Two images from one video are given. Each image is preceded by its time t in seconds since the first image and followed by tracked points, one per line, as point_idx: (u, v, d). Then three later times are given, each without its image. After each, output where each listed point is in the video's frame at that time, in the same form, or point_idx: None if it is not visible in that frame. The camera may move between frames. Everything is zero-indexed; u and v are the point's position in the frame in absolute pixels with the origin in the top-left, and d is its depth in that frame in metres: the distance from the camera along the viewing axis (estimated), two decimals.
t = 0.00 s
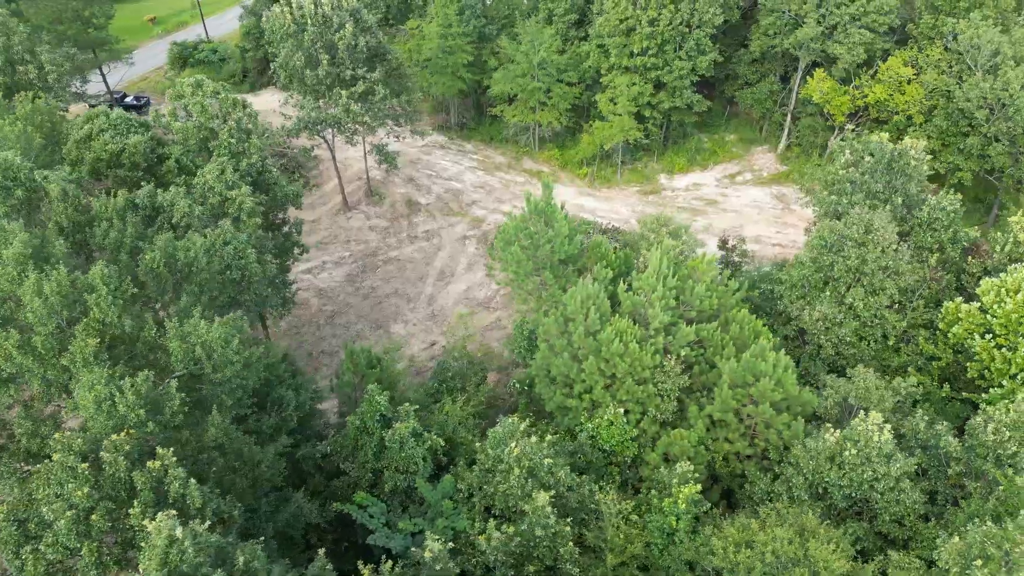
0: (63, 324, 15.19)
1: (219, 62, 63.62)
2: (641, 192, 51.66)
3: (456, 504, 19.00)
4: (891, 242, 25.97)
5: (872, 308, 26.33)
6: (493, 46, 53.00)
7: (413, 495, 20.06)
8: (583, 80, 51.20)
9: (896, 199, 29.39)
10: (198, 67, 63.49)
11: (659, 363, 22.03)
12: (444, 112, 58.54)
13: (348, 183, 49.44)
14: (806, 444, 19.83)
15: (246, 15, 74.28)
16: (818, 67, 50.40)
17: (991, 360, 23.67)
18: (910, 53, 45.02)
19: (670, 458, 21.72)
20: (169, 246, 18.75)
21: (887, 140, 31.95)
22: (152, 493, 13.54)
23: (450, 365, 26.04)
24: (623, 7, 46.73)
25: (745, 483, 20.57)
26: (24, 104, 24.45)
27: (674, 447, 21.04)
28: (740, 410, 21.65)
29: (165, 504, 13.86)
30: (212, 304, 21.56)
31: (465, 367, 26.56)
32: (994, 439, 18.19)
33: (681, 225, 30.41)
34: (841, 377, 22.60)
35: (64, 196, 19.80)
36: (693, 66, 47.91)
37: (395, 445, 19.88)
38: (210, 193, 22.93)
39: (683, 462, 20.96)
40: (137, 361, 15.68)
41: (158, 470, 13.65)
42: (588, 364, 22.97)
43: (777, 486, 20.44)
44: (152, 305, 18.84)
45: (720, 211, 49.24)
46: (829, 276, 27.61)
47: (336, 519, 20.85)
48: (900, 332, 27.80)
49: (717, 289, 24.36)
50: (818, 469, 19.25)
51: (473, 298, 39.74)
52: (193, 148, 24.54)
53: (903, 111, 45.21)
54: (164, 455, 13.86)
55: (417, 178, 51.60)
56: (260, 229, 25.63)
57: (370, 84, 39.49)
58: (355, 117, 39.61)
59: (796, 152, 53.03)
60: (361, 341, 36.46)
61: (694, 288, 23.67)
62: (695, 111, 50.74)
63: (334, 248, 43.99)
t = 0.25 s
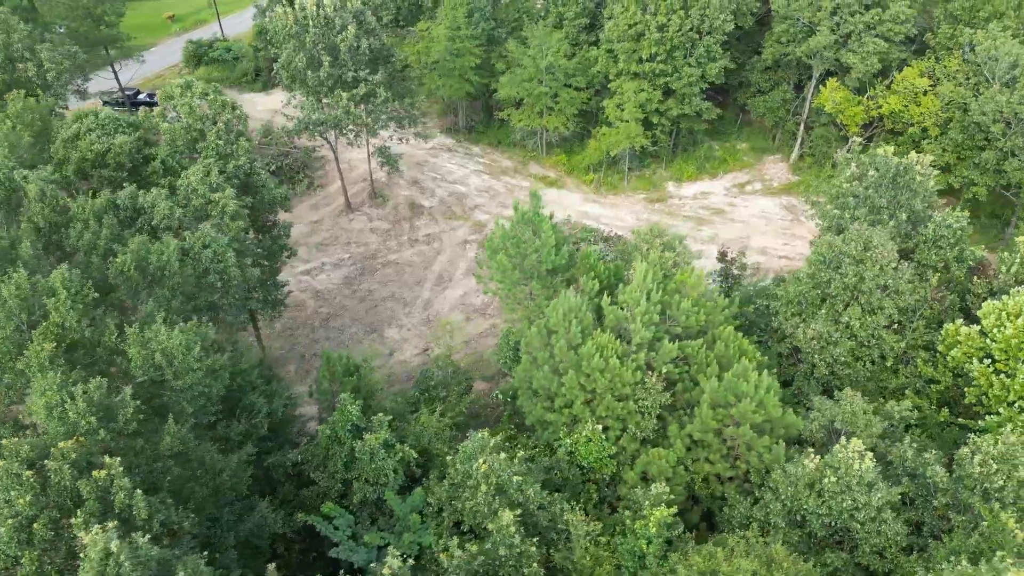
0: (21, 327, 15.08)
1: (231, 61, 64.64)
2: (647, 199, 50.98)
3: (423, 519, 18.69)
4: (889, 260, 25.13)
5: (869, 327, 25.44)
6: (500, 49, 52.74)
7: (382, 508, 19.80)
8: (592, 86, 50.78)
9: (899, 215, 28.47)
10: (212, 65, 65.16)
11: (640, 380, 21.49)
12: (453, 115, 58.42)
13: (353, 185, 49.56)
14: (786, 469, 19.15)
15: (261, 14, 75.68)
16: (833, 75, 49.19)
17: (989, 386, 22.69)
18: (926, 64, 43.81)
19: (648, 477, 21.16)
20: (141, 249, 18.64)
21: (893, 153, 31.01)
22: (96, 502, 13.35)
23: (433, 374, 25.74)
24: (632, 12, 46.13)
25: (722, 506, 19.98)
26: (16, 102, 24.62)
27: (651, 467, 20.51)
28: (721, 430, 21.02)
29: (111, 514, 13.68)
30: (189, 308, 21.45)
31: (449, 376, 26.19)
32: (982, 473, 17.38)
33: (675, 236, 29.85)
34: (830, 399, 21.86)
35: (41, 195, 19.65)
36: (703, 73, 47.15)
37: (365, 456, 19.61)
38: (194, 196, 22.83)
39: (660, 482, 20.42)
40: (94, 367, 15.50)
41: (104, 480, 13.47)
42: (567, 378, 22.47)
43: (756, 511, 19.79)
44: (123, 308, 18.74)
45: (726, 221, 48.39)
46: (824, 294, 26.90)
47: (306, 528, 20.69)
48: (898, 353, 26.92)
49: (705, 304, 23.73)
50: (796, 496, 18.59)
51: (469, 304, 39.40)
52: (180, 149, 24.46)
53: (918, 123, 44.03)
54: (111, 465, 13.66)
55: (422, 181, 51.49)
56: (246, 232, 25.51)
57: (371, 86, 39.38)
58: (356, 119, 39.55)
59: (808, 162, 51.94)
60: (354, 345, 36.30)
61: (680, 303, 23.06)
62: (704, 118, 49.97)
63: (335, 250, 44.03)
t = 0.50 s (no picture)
0: None
1: (244, 59, 65.30)
2: (653, 206, 50.36)
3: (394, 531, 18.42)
4: (887, 277, 24.37)
5: (866, 346, 24.68)
6: (508, 52, 52.47)
7: (355, 517, 19.56)
8: (599, 91, 50.37)
9: (902, 230, 27.69)
10: (225, 64, 65.89)
11: (623, 395, 21.01)
12: (461, 118, 58.23)
13: (357, 186, 49.60)
14: (766, 492, 18.58)
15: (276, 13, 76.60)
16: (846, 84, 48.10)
17: (987, 411, 21.84)
18: (942, 74, 42.71)
19: (627, 495, 20.69)
20: (118, 251, 18.57)
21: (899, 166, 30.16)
22: (49, 508, 13.24)
23: (418, 381, 25.46)
24: (641, 17, 45.58)
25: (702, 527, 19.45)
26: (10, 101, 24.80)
27: (630, 485, 20.03)
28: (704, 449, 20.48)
29: (66, 522, 13.56)
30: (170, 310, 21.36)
31: (435, 384, 25.88)
32: (968, 505, 16.70)
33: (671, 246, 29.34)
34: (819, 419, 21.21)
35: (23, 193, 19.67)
36: (712, 79, 46.46)
37: (338, 465, 19.38)
38: (180, 196, 22.82)
39: (639, 501, 19.94)
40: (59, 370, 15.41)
41: (57, 486, 13.35)
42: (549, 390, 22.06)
43: (736, 534, 19.23)
44: (100, 310, 18.66)
45: (733, 230, 47.64)
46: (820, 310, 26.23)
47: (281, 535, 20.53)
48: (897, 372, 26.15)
49: (694, 318, 23.19)
50: (776, 520, 18.02)
51: (467, 309, 39.11)
52: (170, 149, 24.45)
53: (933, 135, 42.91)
54: (65, 471, 13.53)
55: (427, 183, 51.36)
56: (235, 234, 25.42)
57: (374, 88, 39.30)
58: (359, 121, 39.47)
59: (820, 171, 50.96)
60: (348, 348, 36.15)
61: (668, 316, 22.55)
62: (713, 125, 49.26)
63: (336, 251, 44.02)
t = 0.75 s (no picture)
0: None
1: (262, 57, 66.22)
2: (663, 214, 49.63)
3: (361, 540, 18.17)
4: (888, 297, 23.50)
5: (864, 368, 23.82)
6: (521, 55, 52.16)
7: (325, 527, 19.33)
8: (610, 97, 49.88)
9: (908, 249, 26.76)
10: (244, 61, 66.88)
11: (603, 411, 20.49)
12: (473, 120, 58.06)
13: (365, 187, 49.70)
14: (744, 520, 17.94)
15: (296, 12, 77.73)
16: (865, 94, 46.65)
17: (985, 441, 20.91)
18: (964, 87, 41.16)
19: (604, 514, 20.19)
20: (96, 251, 18.58)
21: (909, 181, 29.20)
22: None
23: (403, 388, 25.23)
24: (654, 22, 44.95)
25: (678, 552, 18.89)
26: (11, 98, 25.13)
27: (606, 505, 19.54)
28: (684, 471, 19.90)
29: (17, 525, 13.51)
30: (152, 310, 21.38)
31: (420, 392, 25.57)
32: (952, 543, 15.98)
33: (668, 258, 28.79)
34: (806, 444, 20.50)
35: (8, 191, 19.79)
36: (725, 87, 45.63)
37: (310, 474, 19.23)
38: (169, 196, 22.86)
39: (615, 522, 19.40)
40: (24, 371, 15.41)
41: (8, 489, 13.30)
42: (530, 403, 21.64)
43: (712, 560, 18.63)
44: (77, 309, 18.70)
45: (743, 240, 46.73)
46: (818, 328, 25.49)
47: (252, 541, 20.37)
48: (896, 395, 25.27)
49: (683, 335, 22.61)
50: (752, 549, 17.40)
51: (466, 314, 38.79)
52: (163, 149, 24.53)
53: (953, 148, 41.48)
54: (18, 474, 13.48)
55: (435, 186, 51.20)
56: (225, 234, 25.43)
57: (380, 89, 39.27)
58: (364, 122, 39.49)
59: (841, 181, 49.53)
60: (344, 351, 36.03)
61: (655, 332, 22.01)
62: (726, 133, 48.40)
63: (340, 252, 44.07)
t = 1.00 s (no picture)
0: None
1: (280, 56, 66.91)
2: (673, 222, 48.94)
3: (333, 549, 17.96)
4: (889, 316, 22.75)
5: (862, 389, 23.08)
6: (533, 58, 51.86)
7: (300, 533, 19.17)
8: (623, 102, 49.34)
9: (914, 266, 25.93)
10: (262, 59, 67.64)
11: (586, 425, 20.07)
12: (485, 123, 57.89)
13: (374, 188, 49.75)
14: (722, 543, 17.41)
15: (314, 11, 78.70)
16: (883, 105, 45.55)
17: (983, 470, 20.11)
18: (985, 99, 39.81)
19: (584, 531, 19.76)
20: (80, 250, 18.66)
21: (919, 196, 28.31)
22: None
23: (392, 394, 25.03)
24: (667, 27, 44.31)
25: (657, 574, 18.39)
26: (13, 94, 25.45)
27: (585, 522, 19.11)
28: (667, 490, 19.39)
29: None
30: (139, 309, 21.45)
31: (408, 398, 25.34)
32: None
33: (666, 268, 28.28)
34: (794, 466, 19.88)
35: None
36: (739, 94, 44.85)
37: (286, 479, 19.10)
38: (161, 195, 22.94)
39: (594, 539, 18.97)
40: None
41: None
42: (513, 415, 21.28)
43: None
44: (60, 307, 18.79)
45: (753, 250, 45.87)
46: (816, 345, 24.81)
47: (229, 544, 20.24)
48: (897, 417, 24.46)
49: (673, 349, 22.10)
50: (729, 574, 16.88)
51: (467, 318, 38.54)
52: (159, 148, 24.65)
53: (973, 161, 40.24)
54: None
55: (444, 188, 51.06)
56: (219, 234, 25.47)
57: (387, 91, 39.23)
58: (370, 123, 39.47)
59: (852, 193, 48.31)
60: (343, 352, 35.97)
61: (644, 346, 21.53)
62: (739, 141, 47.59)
63: (345, 252, 44.12)
